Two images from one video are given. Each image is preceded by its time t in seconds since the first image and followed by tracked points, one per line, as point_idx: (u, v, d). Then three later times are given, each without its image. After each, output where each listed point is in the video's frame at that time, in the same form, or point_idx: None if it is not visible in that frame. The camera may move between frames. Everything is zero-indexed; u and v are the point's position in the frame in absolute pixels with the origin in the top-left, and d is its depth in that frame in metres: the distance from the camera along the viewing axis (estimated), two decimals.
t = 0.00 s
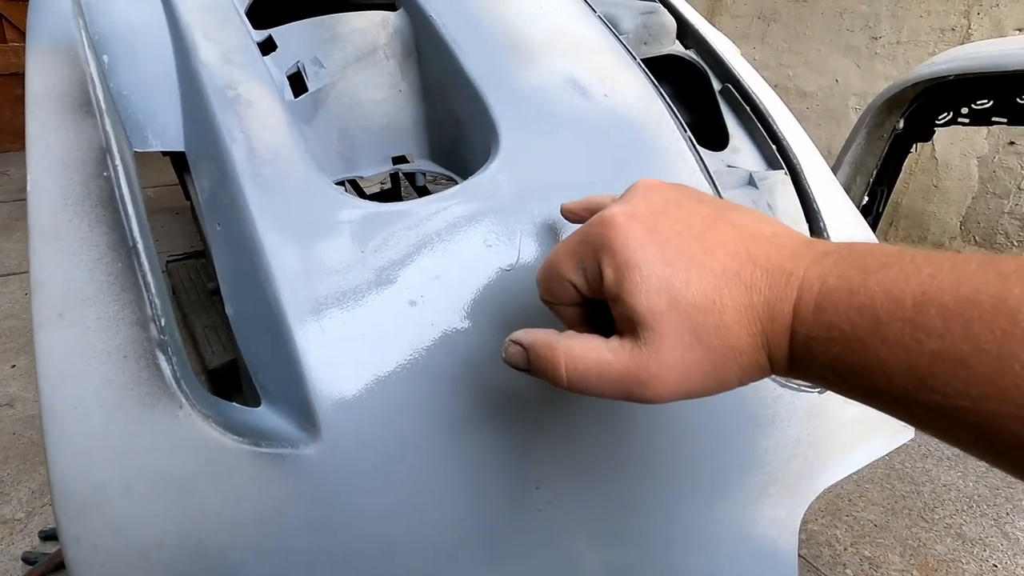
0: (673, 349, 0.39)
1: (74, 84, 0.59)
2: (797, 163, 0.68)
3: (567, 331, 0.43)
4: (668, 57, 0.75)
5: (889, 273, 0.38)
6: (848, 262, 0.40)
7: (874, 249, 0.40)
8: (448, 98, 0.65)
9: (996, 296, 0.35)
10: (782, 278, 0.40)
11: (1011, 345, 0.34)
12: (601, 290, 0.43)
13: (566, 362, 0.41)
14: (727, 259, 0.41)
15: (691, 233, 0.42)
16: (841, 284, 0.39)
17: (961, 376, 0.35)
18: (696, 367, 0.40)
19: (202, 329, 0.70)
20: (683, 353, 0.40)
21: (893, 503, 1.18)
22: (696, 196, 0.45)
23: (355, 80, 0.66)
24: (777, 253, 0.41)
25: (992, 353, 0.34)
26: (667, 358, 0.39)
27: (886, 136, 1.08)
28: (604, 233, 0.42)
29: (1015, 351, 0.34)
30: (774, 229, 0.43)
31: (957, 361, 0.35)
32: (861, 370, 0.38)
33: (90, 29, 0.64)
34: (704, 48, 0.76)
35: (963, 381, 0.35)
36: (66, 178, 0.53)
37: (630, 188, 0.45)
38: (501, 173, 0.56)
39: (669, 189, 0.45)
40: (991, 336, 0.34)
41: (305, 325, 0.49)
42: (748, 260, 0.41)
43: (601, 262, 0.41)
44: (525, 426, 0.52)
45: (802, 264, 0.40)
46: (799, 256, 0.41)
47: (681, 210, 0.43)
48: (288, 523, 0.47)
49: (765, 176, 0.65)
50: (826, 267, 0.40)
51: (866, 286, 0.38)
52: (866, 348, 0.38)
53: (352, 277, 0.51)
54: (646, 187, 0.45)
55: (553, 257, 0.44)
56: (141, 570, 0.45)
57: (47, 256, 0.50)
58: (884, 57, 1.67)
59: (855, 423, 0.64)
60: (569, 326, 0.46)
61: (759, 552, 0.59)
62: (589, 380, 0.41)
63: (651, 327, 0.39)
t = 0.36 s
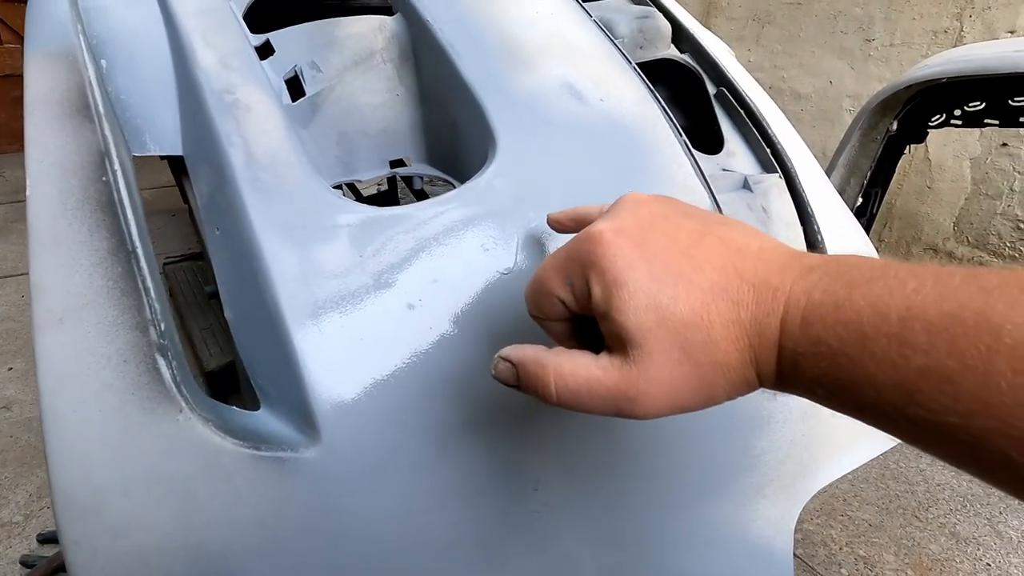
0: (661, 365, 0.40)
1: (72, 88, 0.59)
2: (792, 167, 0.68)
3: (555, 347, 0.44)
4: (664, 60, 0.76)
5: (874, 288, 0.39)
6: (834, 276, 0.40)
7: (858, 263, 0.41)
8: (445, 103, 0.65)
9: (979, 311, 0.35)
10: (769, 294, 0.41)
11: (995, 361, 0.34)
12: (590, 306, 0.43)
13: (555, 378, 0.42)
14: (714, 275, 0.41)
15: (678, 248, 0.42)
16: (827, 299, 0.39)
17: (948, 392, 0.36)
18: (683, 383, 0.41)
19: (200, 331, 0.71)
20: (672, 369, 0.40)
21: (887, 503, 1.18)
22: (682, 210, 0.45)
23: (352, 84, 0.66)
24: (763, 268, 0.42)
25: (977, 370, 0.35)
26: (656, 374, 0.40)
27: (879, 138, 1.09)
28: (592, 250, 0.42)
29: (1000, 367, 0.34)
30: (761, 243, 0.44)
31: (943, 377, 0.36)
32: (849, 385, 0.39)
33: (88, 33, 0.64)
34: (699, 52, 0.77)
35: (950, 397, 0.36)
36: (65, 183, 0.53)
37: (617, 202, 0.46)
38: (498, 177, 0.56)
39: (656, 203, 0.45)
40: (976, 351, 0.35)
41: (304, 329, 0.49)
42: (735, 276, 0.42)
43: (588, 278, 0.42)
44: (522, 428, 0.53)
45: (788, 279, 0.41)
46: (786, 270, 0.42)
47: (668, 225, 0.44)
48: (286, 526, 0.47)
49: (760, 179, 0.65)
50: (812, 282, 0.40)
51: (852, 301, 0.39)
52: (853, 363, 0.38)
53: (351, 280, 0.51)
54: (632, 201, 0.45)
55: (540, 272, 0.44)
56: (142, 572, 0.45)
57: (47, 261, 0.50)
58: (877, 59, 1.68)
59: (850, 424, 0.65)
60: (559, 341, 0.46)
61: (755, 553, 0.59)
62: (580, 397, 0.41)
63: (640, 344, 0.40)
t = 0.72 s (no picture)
0: (681, 370, 0.40)
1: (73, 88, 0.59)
2: (790, 166, 0.69)
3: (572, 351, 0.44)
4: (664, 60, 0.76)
5: (893, 292, 0.39)
6: (852, 280, 0.41)
7: (876, 267, 0.41)
8: (445, 103, 0.66)
9: (1001, 314, 0.36)
10: (788, 297, 0.41)
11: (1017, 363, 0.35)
12: (607, 311, 0.43)
13: (574, 383, 0.42)
14: (733, 279, 0.42)
15: (696, 253, 0.43)
16: (845, 304, 0.40)
17: (970, 395, 0.36)
18: (702, 387, 0.41)
19: (198, 331, 0.71)
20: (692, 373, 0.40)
21: (884, 499, 1.19)
22: (699, 215, 0.46)
23: (353, 85, 0.67)
24: (780, 272, 0.42)
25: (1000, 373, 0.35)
26: (676, 378, 0.40)
27: (874, 137, 1.10)
28: (609, 255, 0.42)
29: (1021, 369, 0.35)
30: (777, 247, 0.44)
31: (964, 380, 0.36)
32: (869, 388, 0.39)
33: (89, 34, 0.64)
34: (697, 52, 0.77)
35: (973, 400, 0.36)
36: (68, 184, 0.53)
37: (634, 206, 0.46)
38: (499, 177, 0.57)
39: (672, 209, 0.46)
40: (998, 355, 0.35)
41: (307, 328, 0.49)
42: (753, 280, 0.42)
43: (606, 283, 0.42)
44: (525, 427, 0.53)
45: (806, 283, 0.41)
46: (803, 274, 0.42)
47: (686, 231, 0.44)
48: (291, 525, 0.47)
49: (758, 178, 0.66)
50: (830, 285, 0.41)
51: (871, 304, 0.39)
52: (873, 366, 0.39)
53: (354, 280, 0.51)
54: (650, 207, 0.46)
55: (557, 277, 0.45)
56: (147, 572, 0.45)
57: (51, 262, 0.50)
58: (872, 58, 1.69)
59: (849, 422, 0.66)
60: (575, 345, 0.47)
61: (755, 550, 0.60)
62: (598, 401, 0.42)
63: (659, 349, 0.40)
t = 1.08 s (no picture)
0: (751, 465, 0.35)
1: (70, 79, 0.59)
2: (787, 153, 0.70)
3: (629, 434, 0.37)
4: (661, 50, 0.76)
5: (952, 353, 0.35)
6: (908, 358, 0.36)
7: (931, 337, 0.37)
8: (443, 91, 0.66)
9: None
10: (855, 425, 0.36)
11: None
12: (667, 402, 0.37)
13: (632, 472, 0.36)
14: (791, 357, 0.36)
15: (754, 337, 0.36)
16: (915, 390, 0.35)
17: None
18: (769, 483, 0.36)
19: (195, 325, 0.70)
20: (761, 467, 0.36)
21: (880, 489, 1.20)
22: (739, 280, 0.39)
23: (351, 74, 0.67)
24: (835, 355, 0.37)
25: None
26: (745, 474, 0.35)
27: (871, 129, 1.10)
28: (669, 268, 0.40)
29: None
30: (827, 323, 0.38)
31: None
32: (945, 472, 0.35)
33: (85, 22, 0.64)
34: (694, 41, 0.77)
35: None
36: (66, 171, 0.53)
37: (678, 278, 0.39)
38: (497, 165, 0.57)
39: (717, 281, 0.39)
40: None
41: (306, 317, 0.49)
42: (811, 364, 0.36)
43: (663, 371, 0.36)
44: (524, 411, 0.53)
45: (867, 376, 0.36)
46: (859, 349, 0.37)
47: (735, 306, 0.37)
48: (292, 509, 0.47)
49: (756, 166, 0.66)
50: (888, 368, 0.36)
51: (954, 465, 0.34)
52: (953, 461, 0.34)
53: (353, 267, 0.51)
54: (697, 285, 0.38)
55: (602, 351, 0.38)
56: (146, 556, 0.45)
57: (48, 248, 0.50)
58: (867, 52, 1.69)
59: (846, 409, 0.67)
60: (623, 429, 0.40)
61: (753, 535, 0.60)
62: (657, 498, 0.36)
63: (724, 442, 0.35)
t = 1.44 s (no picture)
0: None
1: (44, 57, 0.58)
2: (771, 134, 0.72)
3: None
4: (646, 33, 0.76)
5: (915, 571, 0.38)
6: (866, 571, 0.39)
7: (891, 549, 0.40)
8: (425, 74, 0.66)
9: None
10: None
11: None
12: None
13: None
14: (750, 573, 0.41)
15: (715, 563, 0.41)
16: None
17: None
18: None
19: (184, 319, 0.72)
20: None
21: (871, 478, 1.21)
22: (709, 502, 0.45)
23: (333, 56, 0.66)
24: (799, 566, 0.41)
25: None
26: None
27: (859, 119, 1.12)
28: (647, 476, 0.49)
29: None
30: (789, 534, 0.43)
31: None
32: None
33: (62, 4, 0.63)
34: (679, 23, 0.77)
35: None
36: (39, 149, 0.53)
37: (645, 497, 0.45)
38: (478, 145, 0.56)
39: (684, 503, 0.44)
40: None
41: (286, 302, 0.48)
42: None
43: None
44: (505, 392, 0.53)
45: None
46: (814, 562, 0.41)
47: (698, 529, 0.43)
48: (268, 489, 0.47)
49: (740, 148, 0.69)
50: None
51: None
52: None
53: (334, 249, 0.50)
54: (662, 506, 0.44)
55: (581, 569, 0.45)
56: (119, 538, 0.45)
57: (21, 227, 0.49)
58: (857, 44, 1.69)
59: (830, 391, 0.69)
60: None
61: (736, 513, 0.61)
62: None
63: None
